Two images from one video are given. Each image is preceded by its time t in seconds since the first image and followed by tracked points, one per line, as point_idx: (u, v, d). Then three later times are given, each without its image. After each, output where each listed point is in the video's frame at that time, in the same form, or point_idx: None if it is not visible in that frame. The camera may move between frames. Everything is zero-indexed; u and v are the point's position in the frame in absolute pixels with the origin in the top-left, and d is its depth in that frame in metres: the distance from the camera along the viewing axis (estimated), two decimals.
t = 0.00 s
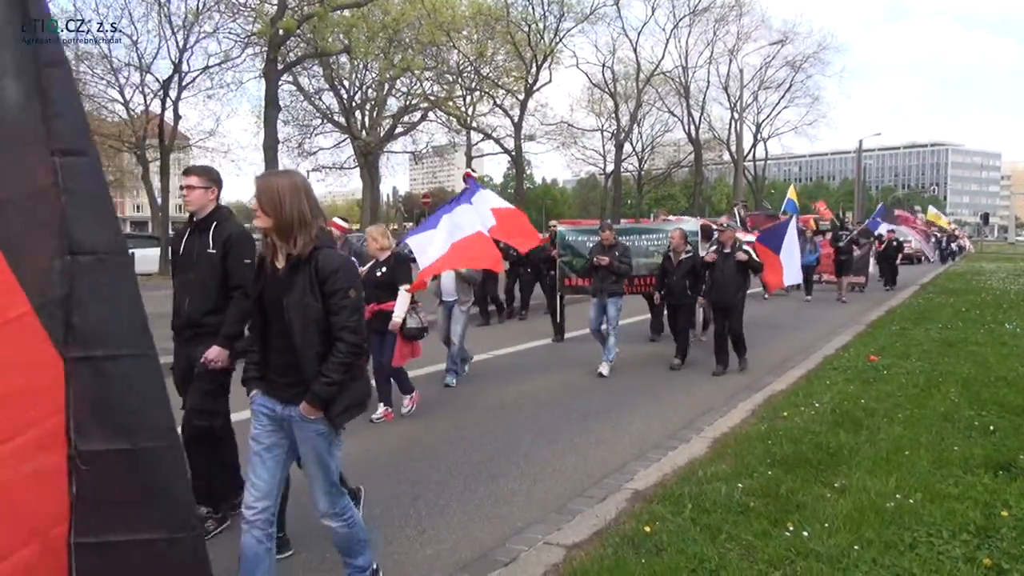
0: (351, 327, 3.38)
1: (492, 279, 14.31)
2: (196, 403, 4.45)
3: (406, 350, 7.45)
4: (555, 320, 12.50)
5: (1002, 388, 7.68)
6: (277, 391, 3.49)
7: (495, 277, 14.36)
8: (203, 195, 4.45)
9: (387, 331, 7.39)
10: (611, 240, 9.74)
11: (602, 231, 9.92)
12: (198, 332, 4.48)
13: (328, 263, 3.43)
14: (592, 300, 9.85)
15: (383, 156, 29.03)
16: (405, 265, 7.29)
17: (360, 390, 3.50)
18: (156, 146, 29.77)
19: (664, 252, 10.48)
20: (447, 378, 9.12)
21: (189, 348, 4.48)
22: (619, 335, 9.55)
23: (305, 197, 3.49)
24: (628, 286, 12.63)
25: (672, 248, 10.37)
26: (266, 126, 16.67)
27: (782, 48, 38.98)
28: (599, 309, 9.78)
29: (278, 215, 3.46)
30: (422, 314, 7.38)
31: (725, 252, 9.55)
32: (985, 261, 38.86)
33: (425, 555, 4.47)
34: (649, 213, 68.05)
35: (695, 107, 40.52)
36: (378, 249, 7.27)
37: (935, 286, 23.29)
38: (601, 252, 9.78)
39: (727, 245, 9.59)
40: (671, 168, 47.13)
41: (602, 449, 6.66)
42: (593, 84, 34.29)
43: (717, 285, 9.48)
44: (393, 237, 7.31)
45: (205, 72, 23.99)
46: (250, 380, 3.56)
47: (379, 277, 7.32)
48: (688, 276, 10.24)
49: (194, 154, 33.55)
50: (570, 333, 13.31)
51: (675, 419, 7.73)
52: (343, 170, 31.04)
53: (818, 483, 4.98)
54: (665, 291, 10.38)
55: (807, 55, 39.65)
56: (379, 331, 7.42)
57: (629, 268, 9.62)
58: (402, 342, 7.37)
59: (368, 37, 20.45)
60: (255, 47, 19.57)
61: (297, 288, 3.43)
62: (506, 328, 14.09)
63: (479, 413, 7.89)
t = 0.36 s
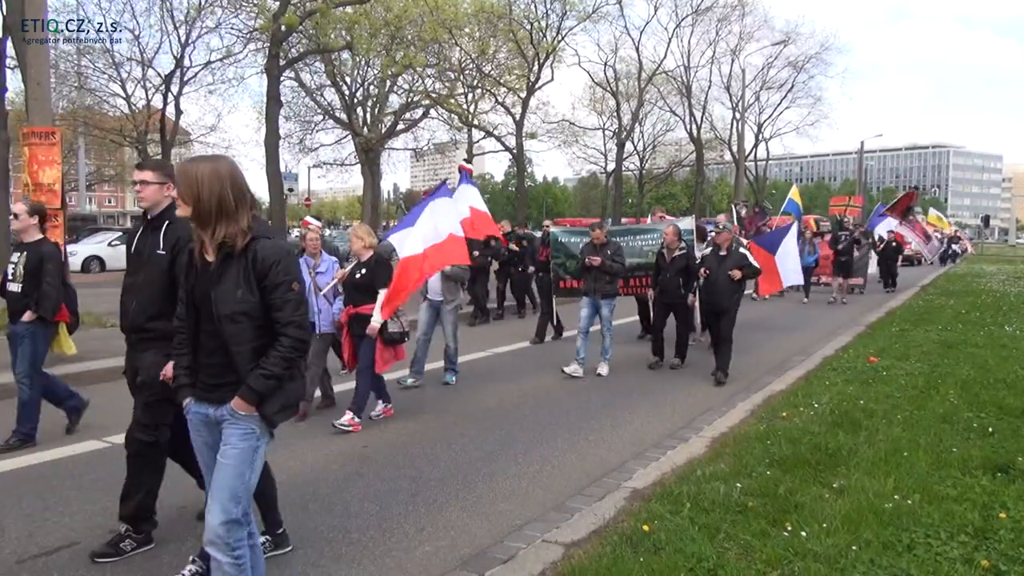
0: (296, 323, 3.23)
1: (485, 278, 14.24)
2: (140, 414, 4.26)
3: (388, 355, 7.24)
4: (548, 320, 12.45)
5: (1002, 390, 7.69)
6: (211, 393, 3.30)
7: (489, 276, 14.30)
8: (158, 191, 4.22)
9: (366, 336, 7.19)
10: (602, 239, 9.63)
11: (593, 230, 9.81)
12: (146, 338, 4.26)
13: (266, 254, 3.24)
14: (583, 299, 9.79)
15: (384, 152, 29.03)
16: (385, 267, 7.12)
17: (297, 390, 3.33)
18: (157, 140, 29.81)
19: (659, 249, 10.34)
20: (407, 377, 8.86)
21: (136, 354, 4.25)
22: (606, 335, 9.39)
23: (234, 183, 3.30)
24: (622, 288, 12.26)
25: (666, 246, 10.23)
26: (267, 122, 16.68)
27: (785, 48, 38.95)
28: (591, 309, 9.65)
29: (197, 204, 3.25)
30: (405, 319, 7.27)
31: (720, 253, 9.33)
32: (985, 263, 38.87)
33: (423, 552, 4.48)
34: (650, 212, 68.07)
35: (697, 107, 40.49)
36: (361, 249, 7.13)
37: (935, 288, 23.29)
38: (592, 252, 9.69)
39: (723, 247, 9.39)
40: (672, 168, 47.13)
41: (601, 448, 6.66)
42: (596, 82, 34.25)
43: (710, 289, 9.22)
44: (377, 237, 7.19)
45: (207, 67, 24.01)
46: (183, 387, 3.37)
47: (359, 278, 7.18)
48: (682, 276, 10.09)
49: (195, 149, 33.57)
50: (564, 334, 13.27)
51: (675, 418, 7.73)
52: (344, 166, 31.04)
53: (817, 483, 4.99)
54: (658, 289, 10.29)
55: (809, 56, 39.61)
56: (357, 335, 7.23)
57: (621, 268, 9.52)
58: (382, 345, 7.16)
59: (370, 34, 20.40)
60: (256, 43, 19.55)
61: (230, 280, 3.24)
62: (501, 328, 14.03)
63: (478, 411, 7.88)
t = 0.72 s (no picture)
0: (224, 342, 2.93)
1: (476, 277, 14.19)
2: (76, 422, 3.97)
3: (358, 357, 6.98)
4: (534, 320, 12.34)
5: (1000, 391, 7.70)
6: (135, 414, 3.05)
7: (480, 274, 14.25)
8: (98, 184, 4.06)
9: (341, 334, 7.06)
10: (586, 239, 9.47)
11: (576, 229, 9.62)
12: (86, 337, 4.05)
13: (194, 263, 2.94)
14: (566, 302, 9.56)
15: (384, 151, 29.02)
16: (366, 265, 7.02)
17: (226, 418, 3.03)
18: (156, 138, 29.82)
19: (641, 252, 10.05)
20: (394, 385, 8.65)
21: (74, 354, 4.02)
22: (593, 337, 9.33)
23: (164, 180, 3.04)
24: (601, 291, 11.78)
25: (648, 249, 9.88)
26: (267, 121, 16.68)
27: (785, 48, 38.97)
28: (574, 311, 9.52)
29: (124, 206, 3.00)
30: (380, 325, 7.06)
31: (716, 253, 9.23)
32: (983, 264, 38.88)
33: (422, 550, 4.49)
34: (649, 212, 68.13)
35: (697, 107, 40.51)
36: (340, 247, 7.01)
37: (932, 288, 23.31)
38: (575, 251, 9.49)
39: (720, 245, 9.28)
40: (672, 168, 47.15)
41: (599, 448, 6.67)
42: (595, 82, 34.25)
43: (707, 288, 9.10)
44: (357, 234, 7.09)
45: (207, 65, 24.02)
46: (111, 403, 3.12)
47: (338, 277, 7.05)
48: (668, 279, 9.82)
49: (194, 148, 33.60)
50: (553, 333, 13.23)
51: (673, 418, 7.74)
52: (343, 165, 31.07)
53: (815, 483, 5.00)
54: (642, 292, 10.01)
55: (809, 56, 39.63)
56: (330, 334, 7.10)
57: (605, 269, 9.37)
58: (353, 347, 6.92)
59: (370, 32, 20.33)
60: (256, 41, 19.55)
61: (153, 291, 2.96)
62: (491, 327, 13.99)
63: (476, 411, 7.88)
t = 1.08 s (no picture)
0: (146, 353, 2.64)
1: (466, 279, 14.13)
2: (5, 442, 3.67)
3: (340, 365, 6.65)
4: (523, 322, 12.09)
5: (999, 392, 7.72)
6: (55, 438, 2.76)
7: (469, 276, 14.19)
8: None
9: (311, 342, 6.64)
10: (573, 239, 9.54)
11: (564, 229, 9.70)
12: None
13: (110, 264, 2.63)
14: (554, 304, 9.46)
15: (383, 151, 29.02)
16: (338, 267, 6.58)
17: (163, 436, 2.80)
18: (155, 137, 29.82)
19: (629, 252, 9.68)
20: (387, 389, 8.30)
21: None
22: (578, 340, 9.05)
23: (90, 171, 2.77)
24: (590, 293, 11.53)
25: (636, 247, 9.61)
26: (266, 120, 16.69)
27: (784, 49, 39.03)
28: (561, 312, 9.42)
29: (46, 199, 2.71)
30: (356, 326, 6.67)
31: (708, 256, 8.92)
32: (981, 266, 38.89)
33: (423, 551, 4.49)
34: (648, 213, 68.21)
35: (695, 108, 40.57)
36: (310, 250, 6.59)
37: (930, 289, 23.34)
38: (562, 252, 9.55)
39: (711, 249, 8.95)
40: (670, 168, 47.19)
41: (598, 448, 6.67)
42: (594, 82, 34.27)
43: (699, 294, 8.80)
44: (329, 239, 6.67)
45: (205, 65, 24.04)
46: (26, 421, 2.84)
47: (309, 281, 6.61)
48: (655, 277, 9.58)
49: (193, 147, 33.63)
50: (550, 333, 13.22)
51: (672, 419, 7.74)
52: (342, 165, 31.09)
53: (815, 484, 5.01)
54: (627, 290, 9.71)
55: (808, 57, 39.69)
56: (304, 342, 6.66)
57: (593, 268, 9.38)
58: (332, 355, 6.55)
59: (369, 31, 20.27)
60: (255, 40, 19.55)
61: (66, 298, 2.62)
62: (488, 328, 13.96)
63: (475, 411, 7.86)
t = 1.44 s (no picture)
0: (24, 347, 2.76)
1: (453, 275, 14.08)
2: None
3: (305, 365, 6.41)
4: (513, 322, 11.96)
5: (998, 393, 7.73)
6: None
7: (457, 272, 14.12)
8: None
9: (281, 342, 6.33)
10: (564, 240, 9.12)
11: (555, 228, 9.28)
12: None
13: None
14: (545, 308, 9.20)
15: (382, 150, 29.01)
16: (305, 261, 6.24)
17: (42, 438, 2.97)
18: (154, 135, 29.79)
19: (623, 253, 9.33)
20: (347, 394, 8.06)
21: None
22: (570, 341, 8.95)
23: None
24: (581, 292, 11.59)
25: (632, 251, 9.14)
26: (265, 119, 16.68)
27: (783, 50, 39.08)
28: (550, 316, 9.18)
29: None
30: (325, 322, 6.36)
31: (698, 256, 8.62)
32: (979, 267, 38.87)
33: (424, 550, 4.48)
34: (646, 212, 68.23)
35: (694, 108, 40.61)
36: (275, 246, 6.28)
37: (930, 290, 23.35)
38: (553, 253, 9.18)
39: (702, 247, 8.66)
40: (669, 168, 47.20)
41: (599, 448, 6.67)
42: (593, 82, 34.26)
43: (690, 295, 8.46)
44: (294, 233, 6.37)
45: (204, 63, 24.03)
46: None
47: (274, 278, 6.24)
48: (650, 283, 9.04)
49: (191, 146, 33.61)
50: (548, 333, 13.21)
51: (672, 418, 7.73)
52: (341, 164, 31.06)
53: (817, 483, 5.01)
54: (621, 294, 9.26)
55: (807, 57, 39.73)
56: (271, 341, 6.37)
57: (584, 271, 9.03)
58: (299, 354, 6.28)
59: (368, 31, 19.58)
60: (255, 39, 19.55)
61: None
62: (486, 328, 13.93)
63: (474, 411, 7.85)
